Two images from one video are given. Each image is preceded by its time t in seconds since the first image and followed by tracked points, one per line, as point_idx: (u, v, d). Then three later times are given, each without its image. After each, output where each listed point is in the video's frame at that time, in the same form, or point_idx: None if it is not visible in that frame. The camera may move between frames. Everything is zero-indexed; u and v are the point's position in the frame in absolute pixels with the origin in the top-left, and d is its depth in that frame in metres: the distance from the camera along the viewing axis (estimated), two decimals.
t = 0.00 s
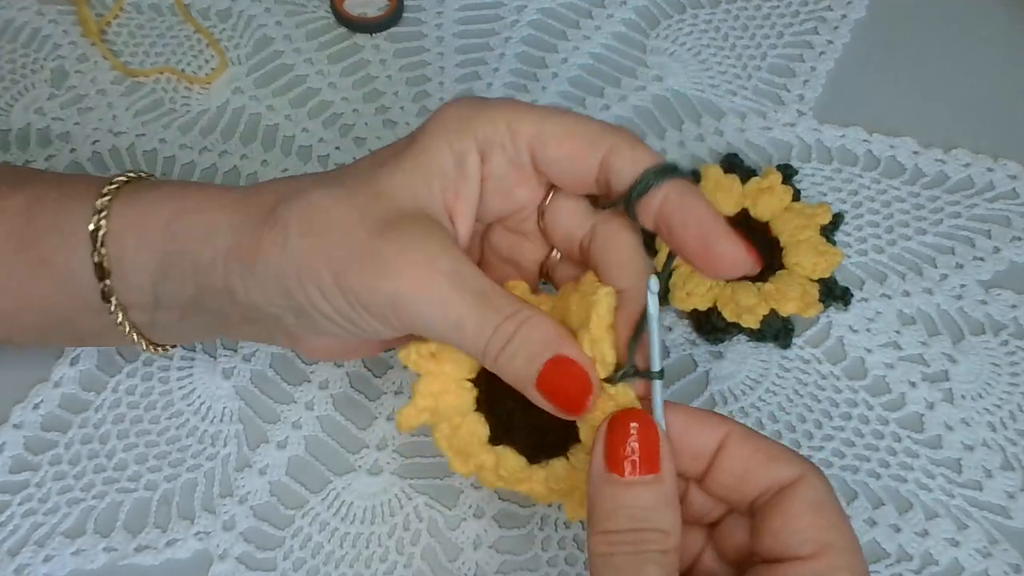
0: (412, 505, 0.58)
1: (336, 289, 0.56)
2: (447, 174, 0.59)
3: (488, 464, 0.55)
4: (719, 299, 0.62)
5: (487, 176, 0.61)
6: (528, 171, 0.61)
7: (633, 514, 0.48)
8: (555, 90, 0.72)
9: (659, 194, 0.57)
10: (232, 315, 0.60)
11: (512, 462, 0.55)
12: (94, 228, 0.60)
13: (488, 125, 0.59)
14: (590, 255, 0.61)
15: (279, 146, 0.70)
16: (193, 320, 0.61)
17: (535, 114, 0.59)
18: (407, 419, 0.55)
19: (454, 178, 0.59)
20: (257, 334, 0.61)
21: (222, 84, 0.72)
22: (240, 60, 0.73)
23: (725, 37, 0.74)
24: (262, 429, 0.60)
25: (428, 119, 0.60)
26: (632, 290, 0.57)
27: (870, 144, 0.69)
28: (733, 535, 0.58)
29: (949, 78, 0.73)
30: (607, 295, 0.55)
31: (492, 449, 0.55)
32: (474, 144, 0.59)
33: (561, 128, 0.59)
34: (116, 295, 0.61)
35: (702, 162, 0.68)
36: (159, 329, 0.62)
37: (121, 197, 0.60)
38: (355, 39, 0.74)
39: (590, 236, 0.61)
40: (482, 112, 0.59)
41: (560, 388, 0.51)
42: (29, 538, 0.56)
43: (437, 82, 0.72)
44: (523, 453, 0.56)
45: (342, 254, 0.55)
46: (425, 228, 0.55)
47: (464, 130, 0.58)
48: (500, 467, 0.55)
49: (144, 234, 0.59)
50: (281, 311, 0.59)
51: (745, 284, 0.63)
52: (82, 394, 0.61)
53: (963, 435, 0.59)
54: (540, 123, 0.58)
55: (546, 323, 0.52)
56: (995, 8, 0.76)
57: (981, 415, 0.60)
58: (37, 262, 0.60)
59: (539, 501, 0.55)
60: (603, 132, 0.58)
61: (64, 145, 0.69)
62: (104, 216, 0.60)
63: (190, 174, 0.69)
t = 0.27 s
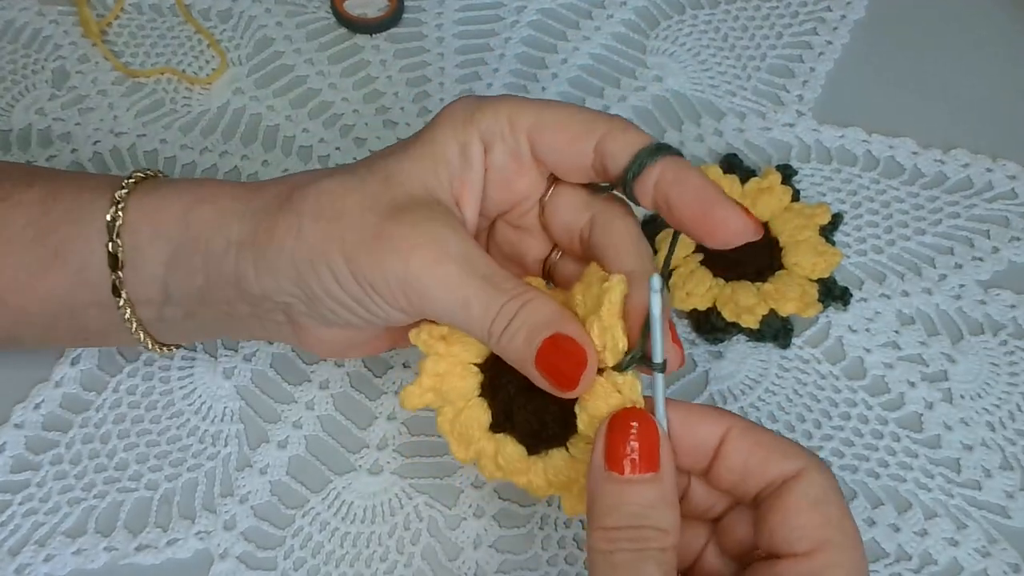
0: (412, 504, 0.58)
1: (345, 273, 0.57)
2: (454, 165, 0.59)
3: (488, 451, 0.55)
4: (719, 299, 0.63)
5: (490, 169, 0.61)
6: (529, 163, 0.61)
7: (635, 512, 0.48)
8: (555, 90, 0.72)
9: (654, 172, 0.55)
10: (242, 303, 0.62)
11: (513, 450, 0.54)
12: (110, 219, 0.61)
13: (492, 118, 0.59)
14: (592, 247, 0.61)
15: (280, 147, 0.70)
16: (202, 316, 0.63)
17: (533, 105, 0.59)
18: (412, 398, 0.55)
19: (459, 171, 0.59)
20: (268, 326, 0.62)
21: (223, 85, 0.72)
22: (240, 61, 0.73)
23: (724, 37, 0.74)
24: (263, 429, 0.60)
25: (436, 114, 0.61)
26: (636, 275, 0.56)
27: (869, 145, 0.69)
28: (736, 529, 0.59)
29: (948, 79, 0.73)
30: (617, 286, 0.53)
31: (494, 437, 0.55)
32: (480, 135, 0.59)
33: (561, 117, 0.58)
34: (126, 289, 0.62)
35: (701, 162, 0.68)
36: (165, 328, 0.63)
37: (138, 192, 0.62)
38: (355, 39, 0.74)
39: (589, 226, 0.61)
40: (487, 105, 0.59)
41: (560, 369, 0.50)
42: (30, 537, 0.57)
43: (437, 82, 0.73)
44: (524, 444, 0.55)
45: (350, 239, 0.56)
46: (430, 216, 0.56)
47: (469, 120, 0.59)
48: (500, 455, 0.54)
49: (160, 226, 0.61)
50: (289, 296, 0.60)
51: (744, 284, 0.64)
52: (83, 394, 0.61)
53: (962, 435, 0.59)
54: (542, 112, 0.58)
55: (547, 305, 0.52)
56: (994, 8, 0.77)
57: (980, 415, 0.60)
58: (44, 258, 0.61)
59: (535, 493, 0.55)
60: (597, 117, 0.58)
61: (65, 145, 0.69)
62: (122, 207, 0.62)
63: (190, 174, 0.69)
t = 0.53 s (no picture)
0: (412, 504, 0.58)
1: (344, 267, 0.57)
2: (455, 160, 0.59)
3: (483, 452, 0.55)
4: (719, 299, 0.63)
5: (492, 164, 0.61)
6: (530, 158, 0.61)
7: (633, 511, 0.48)
8: (555, 90, 0.72)
9: (661, 167, 0.55)
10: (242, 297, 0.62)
11: (509, 450, 0.54)
12: (112, 211, 0.62)
13: (494, 113, 0.59)
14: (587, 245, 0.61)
15: (280, 147, 0.70)
16: (202, 307, 0.63)
17: (535, 101, 0.59)
18: (409, 396, 0.55)
19: (460, 165, 0.59)
20: (270, 317, 0.63)
21: (223, 85, 0.72)
22: (240, 61, 0.73)
23: (724, 37, 0.74)
24: (263, 429, 0.60)
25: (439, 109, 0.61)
26: (633, 276, 0.56)
27: (869, 145, 0.69)
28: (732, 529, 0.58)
29: (948, 79, 0.73)
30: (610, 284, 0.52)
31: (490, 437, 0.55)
32: (481, 128, 0.59)
33: (563, 112, 0.58)
34: (128, 281, 0.62)
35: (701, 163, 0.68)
36: (166, 319, 0.63)
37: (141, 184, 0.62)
38: (355, 39, 0.74)
39: (586, 224, 0.61)
40: (489, 100, 0.59)
41: (554, 371, 0.50)
42: (30, 537, 0.57)
43: (437, 83, 0.73)
44: (520, 444, 0.55)
45: (349, 231, 0.56)
46: (429, 210, 0.56)
47: (472, 114, 0.59)
48: (495, 456, 0.54)
49: (162, 217, 0.61)
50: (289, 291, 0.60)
51: (744, 284, 0.63)
52: (83, 394, 0.61)
53: (962, 435, 0.59)
54: (544, 108, 0.58)
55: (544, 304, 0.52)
56: (994, 8, 0.77)
57: (980, 415, 0.60)
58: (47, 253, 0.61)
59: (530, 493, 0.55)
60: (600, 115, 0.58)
61: (65, 145, 0.69)
62: (123, 200, 0.62)
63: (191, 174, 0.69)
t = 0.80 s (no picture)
0: (412, 504, 0.58)
1: (344, 267, 0.57)
2: (456, 163, 0.59)
3: (482, 451, 0.55)
4: (719, 299, 0.63)
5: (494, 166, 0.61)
6: (534, 161, 0.61)
7: (654, 512, 0.48)
8: (555, 90, 0.72)
9: (666, 173, 0.55)
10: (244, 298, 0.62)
11: (508, 450, 0.54)
12: (112, 215, 0.62)
13: (496, 114, 0.59)
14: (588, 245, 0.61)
15: (280, 147, 0.70)
16: (204, 309, 0.63)
17: (538, 103, 0.58)
18: (405, 396, 0.55)
19: (462, 166, 0.59)
20: (270, 320, 0.62)
21: (223, 85, 0.72)
22: (240, 61, 0.73)
23: (724, 37, 0.74)
24: (263, 429, 0.60)
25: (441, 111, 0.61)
26: (637, 276, 0.56)
27: (869, 145, 0.69)
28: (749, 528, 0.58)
29: (948, 79, 0.73)
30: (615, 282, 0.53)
31: (488, 436, 0.55)
32: (484, 131, 0.59)
33: (567, 114, 0.58)
34: (129, 284, 0.62)
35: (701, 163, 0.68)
36: (169, 320, 0.63)
37: (139, 189, 0.62)
38: (355, 39, 0.74)
39: (590, 228, 0.61)
40: (491, 101, 0.59)
41: (565, 369, 0.50)
42: (30, 537, 0.57)
43: (437, 82, 0.73)
44: (519, 443, 0.55)
45: (349, 231, 0.56)
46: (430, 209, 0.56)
47: (474, 116, 0.59)
48: (494, 455, 0.54)
49: (163, 220, 0.62)
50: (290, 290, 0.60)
51: (744, 284, 0.64)
52: (83, 394, 0.61)
53: (962, 435, 0.59)
54: (548, 109, 0.58)
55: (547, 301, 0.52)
56: (994, 8, 0.77)
57: (979, 415, 0.60)
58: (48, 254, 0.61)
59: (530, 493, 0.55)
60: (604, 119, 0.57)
61: (65, 145, 0.69)
62: (123, 204, 0.62)
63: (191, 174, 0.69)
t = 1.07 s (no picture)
0: (412, 504, 0.58)
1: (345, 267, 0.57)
2: (459, 163, 0.59)
3: (484, 451, 0.55)
4: (719, 299, 0.63)
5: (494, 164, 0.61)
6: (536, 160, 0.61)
7: (664, 520, 0.48)
8: (555, 90, 0.72)
9: (670, 178, 0.55)
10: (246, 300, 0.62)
11: (510, 449, 0.54)
12: (115, 216, 0.62)
13: (499, 114, 0.59)
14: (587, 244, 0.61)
15: (280, 147, 0.70)
16: (207, 310, 0.63)
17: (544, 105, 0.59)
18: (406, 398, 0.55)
19: (463, 164, 0.60)
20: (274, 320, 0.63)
21: (223, 85, 0.72)
22: (240, 61, 0.73)
23: (724, 37, 0.74)
24: (263, 429, 0.60)
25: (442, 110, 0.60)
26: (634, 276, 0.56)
27: (869, 145, 0.69)
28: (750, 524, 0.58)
29: (948, 79, 0.73)
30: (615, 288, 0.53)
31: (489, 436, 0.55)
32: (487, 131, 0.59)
33: (568, 115, 0.58)
34: (133, 284, 0.62)
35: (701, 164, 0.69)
36: (172, 319, 0.63)
37: (140, 188, 0.62)
38: (355, 39, 0.74)
39: (586, 228, 0.61)
40: (493, 100, 0.59)
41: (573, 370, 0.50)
42: (30, 537, 0.57)
43: (437, 82, 0.73)
44: (521, 441, 0.55)
45: (351, 231, 0.55)
46: (428, 205, 0.56)
47: (479, 114, 0.59)
48: (495, 455, 0.54)
49: (163, 219, 0.61)
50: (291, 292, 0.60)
51: (744, 284, 0.64)
52: (83, 394, 0.61)
53: (962, 435, 0.59)
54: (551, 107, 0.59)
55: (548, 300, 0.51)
56: (994, 8, 0.77)
57: (979, 415, 0.60)
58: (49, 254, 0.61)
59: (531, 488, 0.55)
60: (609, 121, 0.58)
61: (65, 145, 0.69)
62: (125, 204, 0.62)
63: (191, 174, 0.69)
